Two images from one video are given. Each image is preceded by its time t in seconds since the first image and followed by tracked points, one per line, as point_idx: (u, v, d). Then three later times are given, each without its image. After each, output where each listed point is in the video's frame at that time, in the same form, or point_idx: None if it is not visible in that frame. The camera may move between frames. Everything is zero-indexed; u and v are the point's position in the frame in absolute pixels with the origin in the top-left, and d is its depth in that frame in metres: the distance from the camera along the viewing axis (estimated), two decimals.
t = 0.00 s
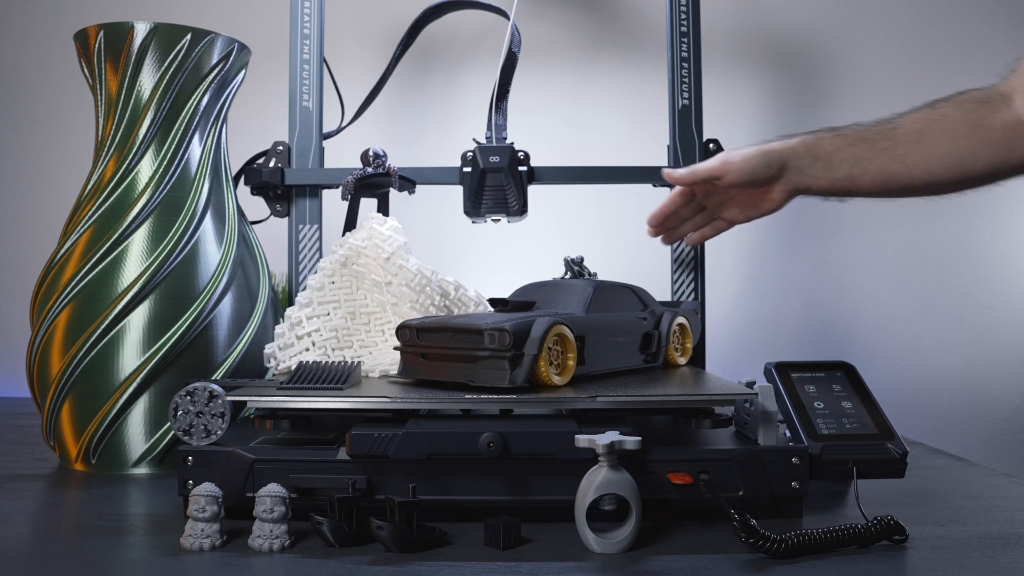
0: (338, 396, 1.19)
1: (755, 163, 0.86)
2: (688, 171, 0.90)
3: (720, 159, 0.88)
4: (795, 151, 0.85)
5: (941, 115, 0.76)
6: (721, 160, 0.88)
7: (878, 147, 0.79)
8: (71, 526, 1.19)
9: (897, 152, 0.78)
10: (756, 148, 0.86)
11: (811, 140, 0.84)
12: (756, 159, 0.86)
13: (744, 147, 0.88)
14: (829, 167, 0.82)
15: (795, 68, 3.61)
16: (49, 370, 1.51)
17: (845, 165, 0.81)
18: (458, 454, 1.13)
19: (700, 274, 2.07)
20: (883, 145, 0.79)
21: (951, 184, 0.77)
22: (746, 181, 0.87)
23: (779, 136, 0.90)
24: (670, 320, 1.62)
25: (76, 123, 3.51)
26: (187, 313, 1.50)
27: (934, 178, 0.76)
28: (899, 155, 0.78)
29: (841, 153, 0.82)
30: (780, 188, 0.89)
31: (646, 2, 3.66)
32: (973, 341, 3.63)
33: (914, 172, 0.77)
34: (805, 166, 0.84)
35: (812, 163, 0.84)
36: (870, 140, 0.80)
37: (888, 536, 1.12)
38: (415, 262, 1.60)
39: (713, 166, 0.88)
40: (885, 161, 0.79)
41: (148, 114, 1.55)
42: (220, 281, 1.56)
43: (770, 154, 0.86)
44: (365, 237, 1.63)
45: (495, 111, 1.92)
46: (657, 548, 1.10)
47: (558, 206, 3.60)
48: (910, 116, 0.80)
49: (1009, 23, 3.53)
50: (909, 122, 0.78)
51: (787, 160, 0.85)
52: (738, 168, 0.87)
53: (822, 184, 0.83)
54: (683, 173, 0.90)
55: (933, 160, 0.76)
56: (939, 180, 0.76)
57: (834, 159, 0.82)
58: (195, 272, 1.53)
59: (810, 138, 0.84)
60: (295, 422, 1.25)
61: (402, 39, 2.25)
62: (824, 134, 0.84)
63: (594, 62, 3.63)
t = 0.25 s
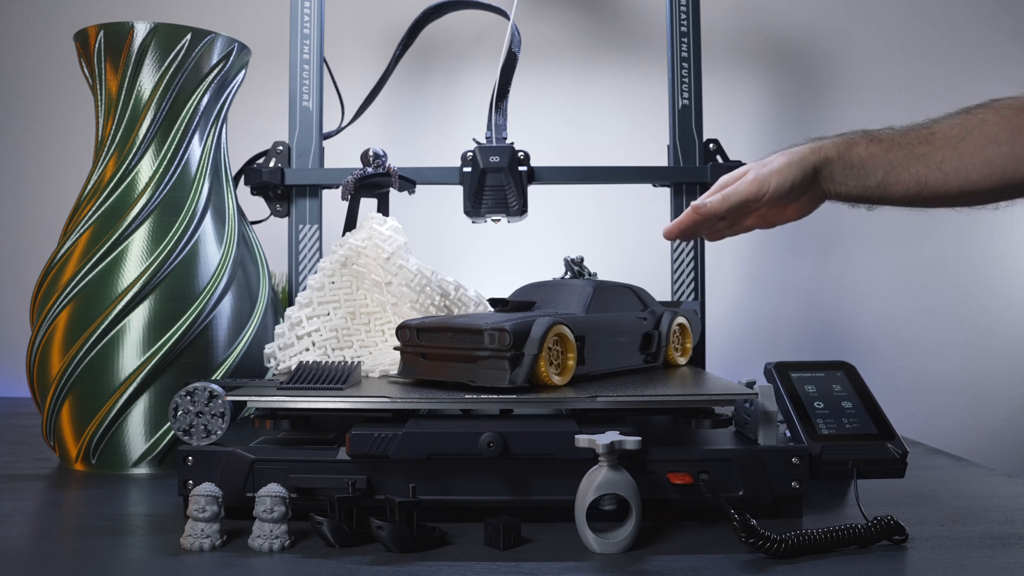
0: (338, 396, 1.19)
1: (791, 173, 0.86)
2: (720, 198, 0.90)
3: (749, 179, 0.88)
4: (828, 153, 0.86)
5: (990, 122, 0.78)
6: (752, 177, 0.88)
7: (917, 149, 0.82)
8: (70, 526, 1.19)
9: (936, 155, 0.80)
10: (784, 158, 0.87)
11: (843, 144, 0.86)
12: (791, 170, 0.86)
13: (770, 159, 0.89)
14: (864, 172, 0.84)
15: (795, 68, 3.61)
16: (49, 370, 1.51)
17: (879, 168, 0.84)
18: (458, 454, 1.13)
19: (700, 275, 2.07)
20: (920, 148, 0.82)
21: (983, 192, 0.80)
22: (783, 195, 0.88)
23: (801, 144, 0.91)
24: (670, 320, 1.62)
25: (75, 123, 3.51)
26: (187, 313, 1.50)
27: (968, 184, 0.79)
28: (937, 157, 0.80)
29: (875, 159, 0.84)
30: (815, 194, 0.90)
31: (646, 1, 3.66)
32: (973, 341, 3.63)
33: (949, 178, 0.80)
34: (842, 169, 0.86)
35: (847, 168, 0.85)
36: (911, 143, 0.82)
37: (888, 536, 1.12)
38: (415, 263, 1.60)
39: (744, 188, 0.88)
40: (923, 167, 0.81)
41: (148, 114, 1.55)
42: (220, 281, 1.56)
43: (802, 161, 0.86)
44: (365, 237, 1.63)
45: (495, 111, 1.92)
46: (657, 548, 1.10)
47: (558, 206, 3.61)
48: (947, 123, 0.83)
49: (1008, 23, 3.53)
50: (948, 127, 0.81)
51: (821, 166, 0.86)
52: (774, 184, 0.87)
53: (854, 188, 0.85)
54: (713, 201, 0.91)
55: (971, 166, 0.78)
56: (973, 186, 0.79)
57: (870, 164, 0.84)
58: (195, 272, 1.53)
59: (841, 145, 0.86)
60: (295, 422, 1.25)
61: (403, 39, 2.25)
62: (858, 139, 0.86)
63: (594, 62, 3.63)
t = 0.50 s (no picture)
0: (338, 396, 1.19)
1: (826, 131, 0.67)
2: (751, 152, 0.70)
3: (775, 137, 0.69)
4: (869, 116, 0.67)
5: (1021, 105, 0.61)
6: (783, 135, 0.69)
7: (952, 125, 0.63)
8: (71, 526, 1.19)
9: (974, 133, 0.62)
10: (820, 116, 0.68)
11: (881, 107, 0.67)
12: (829, 130, 0.67)
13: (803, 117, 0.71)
14: (899, 143, 0.66)
15: (795, 68, 3.61)
16: (49, 371, 1.51)
17: (914, 142, 0.65)
18: (458, 454, 1.13)
19: (700, 274, 2.07)
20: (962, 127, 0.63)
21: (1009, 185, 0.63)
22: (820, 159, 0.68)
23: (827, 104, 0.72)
24: (670, 320, 1.62)
25: (75, 123, 3.51)
26: (187, 313, 1.50)
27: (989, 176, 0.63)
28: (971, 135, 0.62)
29: (912, 130, 0.66)
30: (843, 162, 0.72)
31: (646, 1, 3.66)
32: (973, 342, 3.63)
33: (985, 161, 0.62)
34: (876, 138, 0.67)
35: (881, 136, 0.67)
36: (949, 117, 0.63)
37: (888, 536, 1.12)
38: (415, 262, 1.60)
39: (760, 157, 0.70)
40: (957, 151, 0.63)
41: (148, 114, 1.55)
42: (220, 281, 1.56)
43: (839, 121, 0.67)
44: (365, 237, 1.63)
45: (495, 111, 1.92)
46: (657, 548, 1.09)
47: (558, 206, 3.61)
48: (986, 99, 0.64)
49: (1008, 23, 3.54)
50: (990, 103, 0.62)
51: (856, 131, 0.67)
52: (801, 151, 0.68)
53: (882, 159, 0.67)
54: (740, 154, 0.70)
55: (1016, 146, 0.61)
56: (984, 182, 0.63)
57: (904, 136, 0.66)
58: (195, 272, 1.53)
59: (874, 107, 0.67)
60: (295, 422, 1.25)
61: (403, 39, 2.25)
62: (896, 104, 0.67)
63: (594, 62, 3.63)
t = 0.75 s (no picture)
0: (338, 396, 1.19)
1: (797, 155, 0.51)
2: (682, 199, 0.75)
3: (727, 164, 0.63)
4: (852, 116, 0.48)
5: None
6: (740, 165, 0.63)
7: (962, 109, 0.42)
8: (70, 526, 1.19)
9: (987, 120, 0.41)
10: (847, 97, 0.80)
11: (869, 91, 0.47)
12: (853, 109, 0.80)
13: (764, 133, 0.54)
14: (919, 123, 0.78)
15: (795, 68, 3.61)
16: (49, 371, 1.51)
17: (910, 130, 0.44)
18: (458, 454, 1.13)
19: (701, 275, 2.07)
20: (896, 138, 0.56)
21: None
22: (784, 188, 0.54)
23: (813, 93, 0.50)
24: (670, 320, 1.62)
25: (75, 123, 3.51)
26: (187, 313, 1.50)
27: None
28: (974, 125, 0.41)
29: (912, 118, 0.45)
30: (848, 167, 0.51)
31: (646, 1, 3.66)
32: (974, 341, 3.62)
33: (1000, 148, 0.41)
34: (872, 133, 0.46)
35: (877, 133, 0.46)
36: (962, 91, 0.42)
37: (888, 536, 1.12)
38: (415, 262, 1.60)
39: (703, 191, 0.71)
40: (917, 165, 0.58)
41: (148, 114, 1.55)
42: (220, 281, 1.56)
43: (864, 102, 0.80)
44: (365, 237, 1.63)
45: (495, 111, 1.92)
46: (657, 548, 1.09)
47: (558, 206, 3.61)
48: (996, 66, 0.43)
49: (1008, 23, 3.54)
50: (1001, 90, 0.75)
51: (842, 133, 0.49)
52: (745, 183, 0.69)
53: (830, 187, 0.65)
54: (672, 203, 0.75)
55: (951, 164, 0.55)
56: None
57: (901, 125, 0.45)
58: (195, 272, 1.53)
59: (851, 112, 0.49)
60: (295, 422, 1.25)
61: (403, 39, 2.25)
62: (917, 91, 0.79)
63: (594, 62, 3.63)
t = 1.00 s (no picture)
0: (338, 396, 1.19)
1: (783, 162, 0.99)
2: (710, 183, 1.00)
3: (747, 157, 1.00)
4: (817, 143, 0.98)
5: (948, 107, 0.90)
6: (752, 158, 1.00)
7: (914, 130, 0.91)
8: (70, 526, 1.19)
9: (927, 135, 0.90)
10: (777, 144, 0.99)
11: (830, 130, 0.98)
12: (784, 155, 0.98)
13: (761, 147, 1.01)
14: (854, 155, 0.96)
15: (795, 68, 3.61)
16: (49, 371, 1.51)
17: (863, 156, 0.95)
18: (458, 454, 1.13)
19: (700, 275, 2.07)
20: (909, 131, 0.92)
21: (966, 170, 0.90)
22: (772, 178, 0.99)
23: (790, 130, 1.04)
24: (670, 320, 1.62)
25: (75, 123, 3.51)
26: (187, 313, 1.50)
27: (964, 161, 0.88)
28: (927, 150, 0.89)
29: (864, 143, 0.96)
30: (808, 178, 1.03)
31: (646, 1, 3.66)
32: (973, 341, 3.63)
33: (940, 150, 0.89)
34: (831, 160, 0.98)
35: (837, 152, 0.97)
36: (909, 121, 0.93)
37: (888, 536, 1.12)
38: (415, 262, 1.60)
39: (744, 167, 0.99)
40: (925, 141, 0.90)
41: (148, 114, 1.55)
42: (220, 281, 1.56)
43: (794, 149, 0.99)
44: (365, 237, 1.63)
45: (495, 111, 1.92)
46: (657, 548, 1.10)
47: (558, 206, 3.61)
48: (939, 103, 0.92)
49: (1007, 23, 3.54)
50: (939, 112, 0.90)
51: (811, 151, 0.99)
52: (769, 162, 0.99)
53: (847, 170, 0.97)
54: (704, 186, 1.00)
55: (960, 146, 0.87)
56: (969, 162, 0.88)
57: (856, 153, 0.96)
58: (195, 272, 1.53)
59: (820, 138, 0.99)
60: (295, 423, 1.25)
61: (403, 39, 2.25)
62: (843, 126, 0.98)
63: (594, 61, 3.63)
